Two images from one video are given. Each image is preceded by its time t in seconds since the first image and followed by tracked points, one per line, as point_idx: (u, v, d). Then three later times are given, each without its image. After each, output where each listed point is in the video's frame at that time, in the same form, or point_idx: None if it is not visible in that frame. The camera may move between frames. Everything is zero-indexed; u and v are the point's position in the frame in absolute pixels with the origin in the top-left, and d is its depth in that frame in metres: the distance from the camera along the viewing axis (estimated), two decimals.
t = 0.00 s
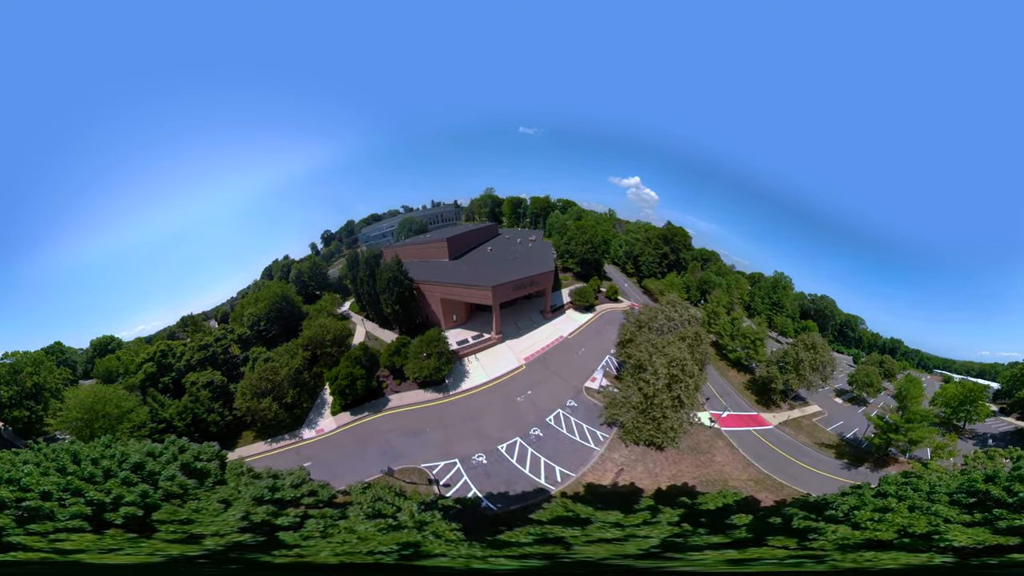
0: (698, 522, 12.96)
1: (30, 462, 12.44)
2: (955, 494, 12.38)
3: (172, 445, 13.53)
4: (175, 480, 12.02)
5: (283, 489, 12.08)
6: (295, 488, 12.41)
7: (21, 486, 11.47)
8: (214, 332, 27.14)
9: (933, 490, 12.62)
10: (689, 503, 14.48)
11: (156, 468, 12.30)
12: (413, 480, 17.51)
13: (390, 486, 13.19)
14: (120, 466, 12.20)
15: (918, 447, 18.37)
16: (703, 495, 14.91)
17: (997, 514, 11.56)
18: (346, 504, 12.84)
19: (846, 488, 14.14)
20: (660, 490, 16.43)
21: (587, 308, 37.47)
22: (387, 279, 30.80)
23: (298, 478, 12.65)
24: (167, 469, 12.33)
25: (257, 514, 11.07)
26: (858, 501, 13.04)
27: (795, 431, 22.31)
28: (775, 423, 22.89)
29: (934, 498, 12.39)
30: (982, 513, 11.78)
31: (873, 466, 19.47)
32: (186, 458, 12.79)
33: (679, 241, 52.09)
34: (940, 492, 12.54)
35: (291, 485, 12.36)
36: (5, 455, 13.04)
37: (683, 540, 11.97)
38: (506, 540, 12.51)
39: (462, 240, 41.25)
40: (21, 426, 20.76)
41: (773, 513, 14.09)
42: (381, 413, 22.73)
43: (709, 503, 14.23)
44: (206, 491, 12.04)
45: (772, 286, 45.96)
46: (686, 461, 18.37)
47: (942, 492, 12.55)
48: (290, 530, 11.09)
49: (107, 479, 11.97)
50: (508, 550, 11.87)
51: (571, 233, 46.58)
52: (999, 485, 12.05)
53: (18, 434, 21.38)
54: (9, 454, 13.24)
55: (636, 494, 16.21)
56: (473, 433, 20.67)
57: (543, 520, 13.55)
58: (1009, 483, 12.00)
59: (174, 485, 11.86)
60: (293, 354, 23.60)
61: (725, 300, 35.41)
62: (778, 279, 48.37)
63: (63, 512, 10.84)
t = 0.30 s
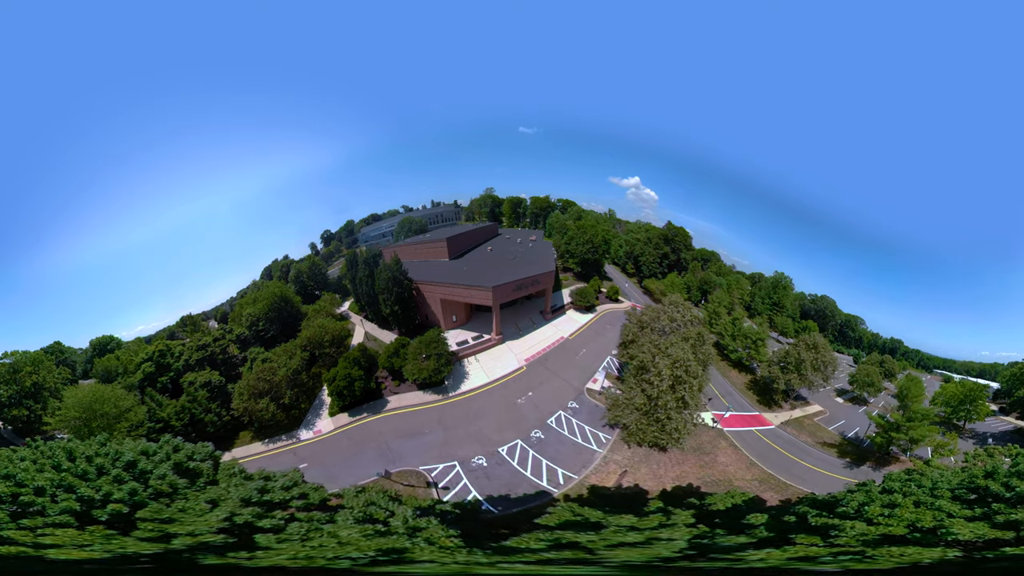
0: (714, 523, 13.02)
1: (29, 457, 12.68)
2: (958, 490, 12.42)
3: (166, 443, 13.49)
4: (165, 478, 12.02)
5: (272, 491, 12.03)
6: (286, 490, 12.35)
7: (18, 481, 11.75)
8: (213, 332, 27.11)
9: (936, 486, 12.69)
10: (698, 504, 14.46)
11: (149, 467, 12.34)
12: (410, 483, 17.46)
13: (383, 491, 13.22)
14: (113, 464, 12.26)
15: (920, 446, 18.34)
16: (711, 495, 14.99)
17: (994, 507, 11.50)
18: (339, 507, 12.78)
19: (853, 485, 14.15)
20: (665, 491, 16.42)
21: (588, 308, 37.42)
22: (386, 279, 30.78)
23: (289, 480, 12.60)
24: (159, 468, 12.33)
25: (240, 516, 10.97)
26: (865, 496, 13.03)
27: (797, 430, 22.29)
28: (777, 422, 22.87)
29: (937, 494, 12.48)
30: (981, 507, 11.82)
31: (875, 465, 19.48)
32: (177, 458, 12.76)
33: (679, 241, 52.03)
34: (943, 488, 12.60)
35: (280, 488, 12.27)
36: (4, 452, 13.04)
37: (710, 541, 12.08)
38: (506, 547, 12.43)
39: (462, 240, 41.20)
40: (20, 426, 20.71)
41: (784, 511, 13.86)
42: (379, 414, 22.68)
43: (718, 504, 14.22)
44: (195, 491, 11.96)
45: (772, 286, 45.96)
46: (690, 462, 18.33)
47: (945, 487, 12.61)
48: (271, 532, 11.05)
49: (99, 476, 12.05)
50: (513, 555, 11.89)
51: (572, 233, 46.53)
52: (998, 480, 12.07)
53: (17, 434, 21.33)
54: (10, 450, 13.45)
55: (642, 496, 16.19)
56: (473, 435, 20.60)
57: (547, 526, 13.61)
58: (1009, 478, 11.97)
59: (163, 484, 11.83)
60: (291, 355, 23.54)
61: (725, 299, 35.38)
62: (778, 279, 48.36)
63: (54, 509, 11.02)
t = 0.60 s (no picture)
0: (730, 524, 13.06)
1: (25, 454, 12.70)
2: (959, 486, 12.34)
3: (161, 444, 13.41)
4: (157, 477, 12.08)
5: (261, 492, 12.05)
6: (276, 493, 12.31)
7: (12, 476, 11.77)
8: (212, 332, 27.05)
9: (937, 482, 12.60)
10: (708, 505, 14.41)
11: (142, 466, 12.40)
12: (409, 485, 17.44)
13: (377, 496, 12.94)
14: (106, 462, 12.30)
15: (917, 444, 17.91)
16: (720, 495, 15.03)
17: (992, 503, 11.53)
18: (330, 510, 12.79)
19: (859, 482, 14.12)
20: (671, 492, 16.38)
21: (589, 308, 37.37)
22: (386, 279, 30.71)
23: (279, 483, 12.59)
24: (151, 467, 12.38)
25: (223, 516, 11.11)
26: (871, 493, 13.01)
27: (798, 430, 22.23)
28: (778, 422, 22.82)
29: (938, 490, 12.41)
30: (980, 503, 11.75)
31: (877, 464, 19.45)
32: (170, 458, 12.69)
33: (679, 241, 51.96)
34: (942, 484, 12.50)
35: (270, 489, 12.27)
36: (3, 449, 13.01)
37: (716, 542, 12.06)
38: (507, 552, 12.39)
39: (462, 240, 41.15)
40: (19, 425, 20.64)
41: (798, 510, 13.94)
42: (377, 416, 22.65)
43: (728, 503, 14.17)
44: (186, 491, 12.02)
45: (773, 286, 45.92)
46: (694, 462, 18.28)
47: (945, 484, 12.52)
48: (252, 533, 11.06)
49: (92, 474, 12.09)
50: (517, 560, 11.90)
51: (572, 233, 46.44)
52: (996, 478, 11.86)
53: (15, 434, 21.28)
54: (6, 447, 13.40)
55: (648, 497, 16.13)
56: (473, 438, 20.55)
57: (558, 529, 13.70)
58: (1009, 476, 11.73)
59: (154, 484, 11.89)
60: (289, 356, 23.48)
61: (726, 299, 35.30)
62: (779, 279, 48.31)
63: (44, 505, 11.08)
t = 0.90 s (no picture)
0: (741, 522, 13.01)
1: (21, 450, 12.64)
2: (961, 482, 12.39)
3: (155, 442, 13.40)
4: (149, 476, 12.06)
5: (250, 494, 11.98)
6: (265, 495, 12.20)
7: (8, 472, 11.70)
8: (211, 333, 26.97)
9: (939, 478, 12.64)
10: (717, 504, 14.31)
11: (135, 465, 12.36)
12: (406, 488, 17.36)
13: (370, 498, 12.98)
14: (100, 459, 12.26)
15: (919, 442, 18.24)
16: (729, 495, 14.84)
17: (991, 498, 11.64)
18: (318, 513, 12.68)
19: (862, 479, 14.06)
20: (676, 493, 16.35)
21: (589, 309, 37.34)
22: (386, 279, 30.64)
23: (270, 484, 12.45)
24: (145, 466, 12.37)
25: (206, 516, 11.10)
26: (878, 488, 12.96)
27: (800, 429, 22.19)
28: (781, 422, 22.77)
29: (941, 485, 12.42)
30: (979, 498, 11.86)
31: (879, 463, 19.44)
32: (164, 457, 12.72)
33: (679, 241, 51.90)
34: (944, 480, 12.54)
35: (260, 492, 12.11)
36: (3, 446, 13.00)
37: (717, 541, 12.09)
38: (512, 556, 12.33)
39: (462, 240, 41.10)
40: (18, 424, 20.55)
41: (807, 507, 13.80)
42: (375, 417, 22.59)
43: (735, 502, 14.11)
44: (176, 491, 11.99)
45: (773, 286, 45.93)
46: (698, 463, 18.24)
47: (948, 479, 12.56)
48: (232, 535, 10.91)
49: (85, 471, 12.03)
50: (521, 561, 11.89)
51: (573, 233, 46.39)
52: (997, 474, 12.03)
53: (13, 434, 21.21)
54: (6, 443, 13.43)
55: (654, 499, 16.09)
56: (473, 440, 20.48)
57: (569, 534, 12.86)
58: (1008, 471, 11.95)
59: (144, 483, 11.86)
60: (287, 356, 23.42)
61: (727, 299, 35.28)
62: (779, 279, 48.33)
63: (36, 499, 11.08)
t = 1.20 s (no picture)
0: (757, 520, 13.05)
1: (17, 447, 12.58)
2: (960, 477, 12.38)
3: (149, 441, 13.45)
4: (142, 473, 12.09)
5: (237, 493, 11.84)
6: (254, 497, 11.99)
7: (4, 467, 11.63)
8: (210, 333, 26.90)
9: (941, 475, 12.65)
10: (728, 505, 14.24)
11: (128, 464, 12.40)
12: (404, 491, 17.29)
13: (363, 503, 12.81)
14: (94, 457, 12.26)
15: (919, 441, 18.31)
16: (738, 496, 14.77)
17: (990, 493, 11.64)
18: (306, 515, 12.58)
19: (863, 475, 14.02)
20: (683, 494, 16.30)
21: (590, 309, 37.31)
22: (386, 279, 30.58)
23: (262, 485, 12.23)
24: (138, 464, 12.43)
25: (188, 516, 11.09)
26: (883, 483, 12.62)
27: (803, 428, 22.17)
28: (783, 422, 22.73)
29: (943, 481, 12.44)
30: (978, 493, 11.88)
31: (881, 462, 19.43)
32: (157, 456, 12.78)
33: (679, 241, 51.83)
34: (945, 477, 12.54)
35: (250, 493, 11.95)
36: None
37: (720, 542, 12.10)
38: (515, 560, 12.31)
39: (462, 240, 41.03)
40: (17, 424, 20.50)
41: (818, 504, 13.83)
42: (374, 419, 22.52)
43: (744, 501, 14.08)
44: (165, 491, 12.00)
45: (773, 286, 45.91)
46: (701, 464, 18.19)
47: (949, 476, 12.57)
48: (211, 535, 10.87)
49: (78, 468, 11.99)
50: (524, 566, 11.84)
51: (573, 233, 46.33)
52: (994, 470, 11.96)
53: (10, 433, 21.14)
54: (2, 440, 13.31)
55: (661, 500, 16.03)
56: (473, 442, 20.42)
57: (587, 538, 12.59)
58: (1003, 466, 11.89)
59: (135, 482, 11.89)
60: (285, 357, 23.35)
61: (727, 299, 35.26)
62: (779, 279, 48.32)
63: (28, 493, 11.00)
